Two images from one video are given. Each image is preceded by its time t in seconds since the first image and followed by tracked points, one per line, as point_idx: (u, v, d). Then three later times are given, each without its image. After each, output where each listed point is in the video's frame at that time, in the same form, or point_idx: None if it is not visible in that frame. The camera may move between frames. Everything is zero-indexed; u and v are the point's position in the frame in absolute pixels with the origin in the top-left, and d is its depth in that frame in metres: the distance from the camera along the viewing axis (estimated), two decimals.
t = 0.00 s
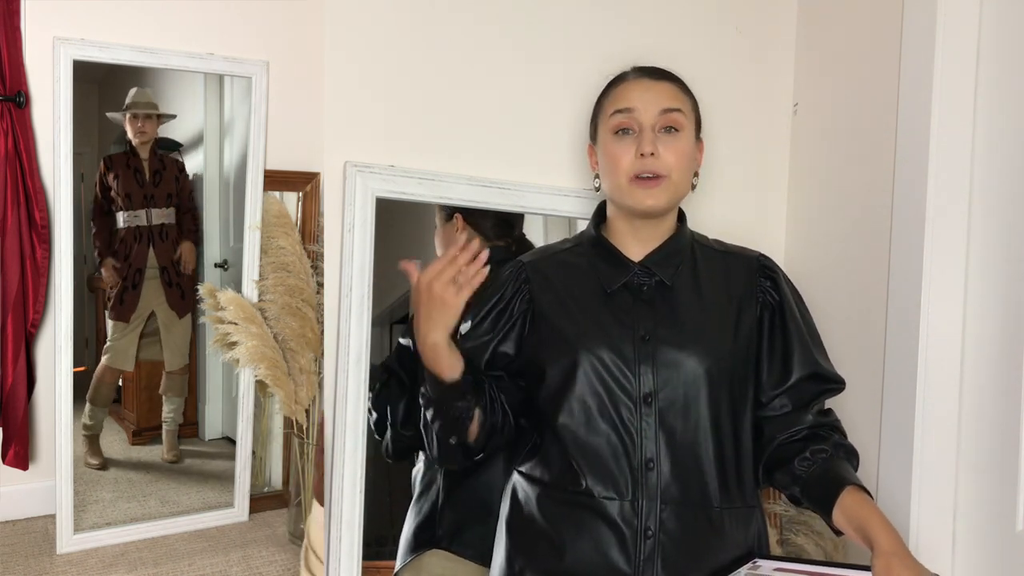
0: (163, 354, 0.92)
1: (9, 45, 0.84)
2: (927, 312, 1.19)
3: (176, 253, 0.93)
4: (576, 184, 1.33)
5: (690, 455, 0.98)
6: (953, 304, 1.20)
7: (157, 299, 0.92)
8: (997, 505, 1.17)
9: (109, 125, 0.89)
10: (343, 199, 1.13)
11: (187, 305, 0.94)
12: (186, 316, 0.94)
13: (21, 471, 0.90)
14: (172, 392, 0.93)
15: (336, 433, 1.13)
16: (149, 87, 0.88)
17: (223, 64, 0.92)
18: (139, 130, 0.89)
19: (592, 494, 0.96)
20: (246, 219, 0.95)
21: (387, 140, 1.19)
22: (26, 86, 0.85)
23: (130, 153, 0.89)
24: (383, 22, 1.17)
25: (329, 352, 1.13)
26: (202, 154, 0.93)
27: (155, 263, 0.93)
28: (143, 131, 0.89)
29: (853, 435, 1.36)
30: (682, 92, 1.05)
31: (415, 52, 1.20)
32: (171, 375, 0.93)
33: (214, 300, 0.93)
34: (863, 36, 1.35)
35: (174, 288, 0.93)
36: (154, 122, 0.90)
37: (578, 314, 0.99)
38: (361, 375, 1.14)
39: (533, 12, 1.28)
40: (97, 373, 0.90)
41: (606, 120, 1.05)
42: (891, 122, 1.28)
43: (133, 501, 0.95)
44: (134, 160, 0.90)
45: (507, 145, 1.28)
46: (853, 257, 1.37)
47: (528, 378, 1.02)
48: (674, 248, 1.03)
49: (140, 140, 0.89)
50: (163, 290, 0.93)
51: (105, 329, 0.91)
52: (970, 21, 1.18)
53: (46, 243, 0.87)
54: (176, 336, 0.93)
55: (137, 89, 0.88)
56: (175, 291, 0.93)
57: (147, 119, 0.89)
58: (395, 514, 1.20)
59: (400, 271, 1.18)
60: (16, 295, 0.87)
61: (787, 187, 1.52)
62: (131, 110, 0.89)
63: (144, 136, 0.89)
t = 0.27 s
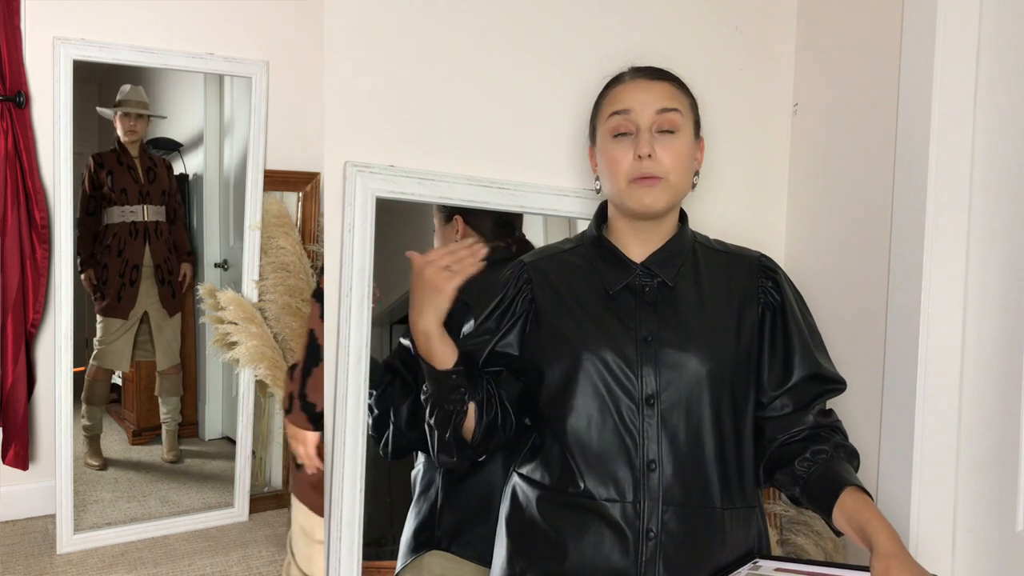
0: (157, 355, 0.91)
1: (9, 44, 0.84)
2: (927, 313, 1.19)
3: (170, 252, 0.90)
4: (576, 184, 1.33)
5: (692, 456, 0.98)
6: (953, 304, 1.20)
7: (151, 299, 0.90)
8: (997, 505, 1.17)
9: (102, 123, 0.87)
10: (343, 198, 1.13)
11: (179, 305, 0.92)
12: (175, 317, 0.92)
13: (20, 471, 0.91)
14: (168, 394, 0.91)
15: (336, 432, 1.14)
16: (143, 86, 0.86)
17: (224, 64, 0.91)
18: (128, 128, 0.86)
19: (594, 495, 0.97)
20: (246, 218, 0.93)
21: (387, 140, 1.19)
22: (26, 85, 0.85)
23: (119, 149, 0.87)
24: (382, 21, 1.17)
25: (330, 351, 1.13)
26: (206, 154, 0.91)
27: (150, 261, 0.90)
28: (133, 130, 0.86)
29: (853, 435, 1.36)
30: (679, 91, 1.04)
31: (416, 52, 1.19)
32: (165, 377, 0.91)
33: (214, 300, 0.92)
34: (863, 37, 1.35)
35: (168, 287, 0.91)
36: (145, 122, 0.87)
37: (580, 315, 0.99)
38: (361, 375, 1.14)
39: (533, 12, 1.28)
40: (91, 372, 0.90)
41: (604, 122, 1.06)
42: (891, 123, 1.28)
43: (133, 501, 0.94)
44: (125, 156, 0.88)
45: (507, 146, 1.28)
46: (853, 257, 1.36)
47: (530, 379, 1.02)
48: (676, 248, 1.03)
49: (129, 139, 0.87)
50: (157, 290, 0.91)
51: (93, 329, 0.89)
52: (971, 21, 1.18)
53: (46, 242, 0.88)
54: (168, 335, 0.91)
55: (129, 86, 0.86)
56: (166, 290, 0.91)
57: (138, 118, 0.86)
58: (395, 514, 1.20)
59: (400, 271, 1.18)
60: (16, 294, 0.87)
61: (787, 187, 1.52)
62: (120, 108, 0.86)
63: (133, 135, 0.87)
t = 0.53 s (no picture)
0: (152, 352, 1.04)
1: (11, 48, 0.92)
2: (928, 312, 1.19)
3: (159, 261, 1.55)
4: (576, 184, 1.33)
5: (692, 457, 0.97)
6: (954, 305, 1.20)
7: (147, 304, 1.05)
8: (998, 505, 1.17)
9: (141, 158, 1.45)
10: (343, 197, 1.12)
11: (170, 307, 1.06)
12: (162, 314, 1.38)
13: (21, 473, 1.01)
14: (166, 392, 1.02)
15: (336, 432, 1.11)
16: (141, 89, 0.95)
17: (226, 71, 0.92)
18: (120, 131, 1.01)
19: (594, 496, 0.96)
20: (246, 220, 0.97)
21: (388, 139, 1.18)
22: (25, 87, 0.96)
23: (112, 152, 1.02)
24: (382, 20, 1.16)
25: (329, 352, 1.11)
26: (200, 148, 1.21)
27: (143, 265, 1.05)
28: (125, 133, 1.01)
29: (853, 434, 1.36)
30: (677, 92, 1.05)
31: (416, 51, 1.19)
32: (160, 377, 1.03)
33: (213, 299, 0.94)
34: (863, 37, 1.35)
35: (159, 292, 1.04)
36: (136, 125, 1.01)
37: (579, 315, 0.99)
38: (361, 375, 1.12)
39: (533, 12, 1.28)
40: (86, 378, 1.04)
41: (603, 123, 1.06)
42: (891, 123, 1.28)
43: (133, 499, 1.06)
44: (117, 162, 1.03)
45: (507, 145, 1.28)
46: (853, 256, 1.36)
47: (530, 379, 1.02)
48: (676, 247, 1.03)
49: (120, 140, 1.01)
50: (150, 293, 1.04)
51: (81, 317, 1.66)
52: (972, 21, 1.18)
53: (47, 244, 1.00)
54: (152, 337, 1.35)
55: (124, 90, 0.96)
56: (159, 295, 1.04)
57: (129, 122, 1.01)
58: (395, 515, 1.19)
59: (401, 270, 1.17)
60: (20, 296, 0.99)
61: (787, 187, 1.52)
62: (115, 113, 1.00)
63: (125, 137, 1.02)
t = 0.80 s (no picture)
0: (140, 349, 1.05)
1: (10, 46, 0.99)
2: (928, 313, 1.19)
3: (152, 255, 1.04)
4: (575, 184, 1.33)
5: (693, 457, 0.98)
6: (954, 305, 1.20)
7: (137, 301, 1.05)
8: (998, 505, 1.17)
9: (86, 119, 1.05)
10: (343, 198, 1.13)
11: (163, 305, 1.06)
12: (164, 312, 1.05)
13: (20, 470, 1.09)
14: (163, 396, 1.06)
15: (336, 432, 1.11)
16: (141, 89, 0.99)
17: (224, 62, 0.97)
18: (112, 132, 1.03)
19: (595, 496, 0.97)
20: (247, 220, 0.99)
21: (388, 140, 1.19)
22: (25, 87, 1.04)
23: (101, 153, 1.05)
24: (382, 20, 1.16)
25: (329, 351, 1.12)
26: (203, 147, 0.99)
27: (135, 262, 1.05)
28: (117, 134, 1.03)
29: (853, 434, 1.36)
30: (677, 93, 1.05)
31: (415, 52, 1.19)
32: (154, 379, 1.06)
33: (214, 301, 0.99)
34: (863, 37, 1.35)
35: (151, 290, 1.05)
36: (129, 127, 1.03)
37: (578, 317, 1.00)
38: (361, 375, 1.12)
39: (532, 12, 1.28)
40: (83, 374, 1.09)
41: (602, 123, 1.06)
42: (891, 123, 1.28)
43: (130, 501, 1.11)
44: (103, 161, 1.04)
45: (506, 146, 1.28)
46: (852, 256, 1.37)
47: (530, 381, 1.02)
48: (673, 248, 1.03)
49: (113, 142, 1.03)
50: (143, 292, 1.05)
51: (79, 325, 1.09)
52: (971, 22, 1.18)
53: (44, 243, 1.07)
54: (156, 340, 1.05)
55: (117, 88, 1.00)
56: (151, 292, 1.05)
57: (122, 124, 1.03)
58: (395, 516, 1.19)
59: (402, 271, 1.18)
60: (16, 295, 1.07)
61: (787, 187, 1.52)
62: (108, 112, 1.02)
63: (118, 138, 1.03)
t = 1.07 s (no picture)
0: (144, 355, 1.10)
1: (9, 45, 1.04)
2: (928, 312, 1.19)
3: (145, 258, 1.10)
4: (575, 184, 1.33)
5: (697, 455, 0.98)
6: (953, 305, 1.20)
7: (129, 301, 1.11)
8: (998, 505, 1.17)
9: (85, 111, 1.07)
10: (343, 198, 1.11)
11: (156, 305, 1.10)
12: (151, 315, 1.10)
13: (20, 470, 1.10)
14: (160, 399, 1.08)
15: (336, 433, 1.10)
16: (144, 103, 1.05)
17: (225, 64, 1.04)
18: (105, 135, 1.09)
19: (599, 496, 0.97)
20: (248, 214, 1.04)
21: (388, 140, 1.18)
22: (25, 87, 1.08)
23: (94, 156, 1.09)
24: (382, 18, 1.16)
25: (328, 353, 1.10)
26: (203, 151, 1.05)
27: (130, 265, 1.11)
28: (109, 137, 1.09)
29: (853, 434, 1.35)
30: (672, 91, 1.05)
31: (415, 51, 1.19)
32: (154, 382, 1.09)
33: (214, 301, 1.02)
34: (863, 37, 1.35)
35: (144, 291, 1.10)
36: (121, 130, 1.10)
37: (584, 315, 1.00)
38: (361, 375, 1.11)
39: (533, 11, 1.28)
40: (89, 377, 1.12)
41: (599, 124, 1.07)
42: (890, 123, 1.28)
43: (132, 502, 1.11)
44: (99, 161, 1.09)
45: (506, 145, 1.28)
46: (852, 256, 1.37)
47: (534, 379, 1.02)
48: (676, 247, 1.03)
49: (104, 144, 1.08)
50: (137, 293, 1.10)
51: (77, 325, 1.13)
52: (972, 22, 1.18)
53: (45, 243, 1.10)
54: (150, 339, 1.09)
55: (107, 90, 1.06)
56: (144, 292, 1.09)
57: (116, 125, 1.10)
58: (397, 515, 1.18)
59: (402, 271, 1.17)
60: (16, 294, 1.09)
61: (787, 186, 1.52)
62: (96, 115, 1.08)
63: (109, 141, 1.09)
